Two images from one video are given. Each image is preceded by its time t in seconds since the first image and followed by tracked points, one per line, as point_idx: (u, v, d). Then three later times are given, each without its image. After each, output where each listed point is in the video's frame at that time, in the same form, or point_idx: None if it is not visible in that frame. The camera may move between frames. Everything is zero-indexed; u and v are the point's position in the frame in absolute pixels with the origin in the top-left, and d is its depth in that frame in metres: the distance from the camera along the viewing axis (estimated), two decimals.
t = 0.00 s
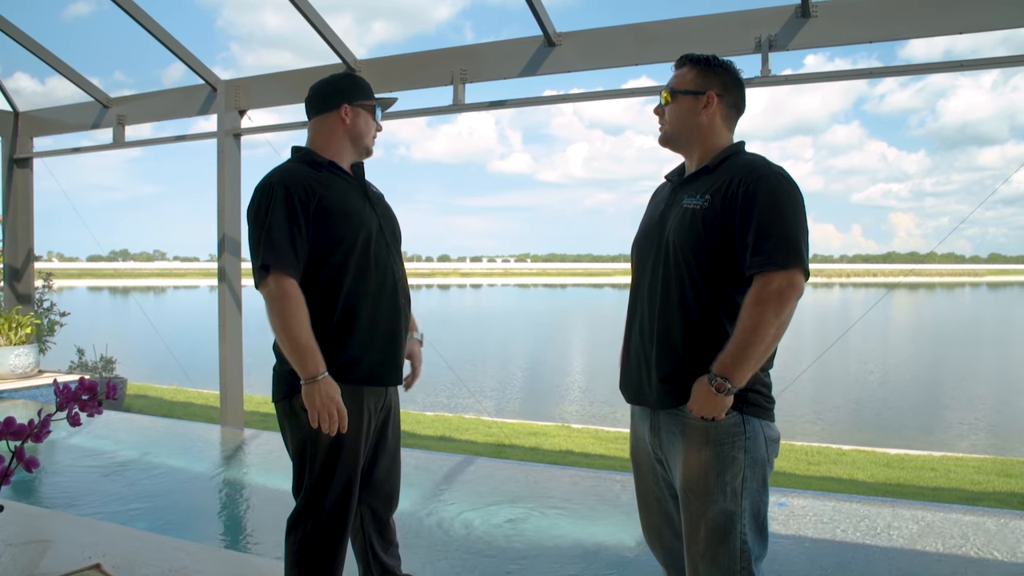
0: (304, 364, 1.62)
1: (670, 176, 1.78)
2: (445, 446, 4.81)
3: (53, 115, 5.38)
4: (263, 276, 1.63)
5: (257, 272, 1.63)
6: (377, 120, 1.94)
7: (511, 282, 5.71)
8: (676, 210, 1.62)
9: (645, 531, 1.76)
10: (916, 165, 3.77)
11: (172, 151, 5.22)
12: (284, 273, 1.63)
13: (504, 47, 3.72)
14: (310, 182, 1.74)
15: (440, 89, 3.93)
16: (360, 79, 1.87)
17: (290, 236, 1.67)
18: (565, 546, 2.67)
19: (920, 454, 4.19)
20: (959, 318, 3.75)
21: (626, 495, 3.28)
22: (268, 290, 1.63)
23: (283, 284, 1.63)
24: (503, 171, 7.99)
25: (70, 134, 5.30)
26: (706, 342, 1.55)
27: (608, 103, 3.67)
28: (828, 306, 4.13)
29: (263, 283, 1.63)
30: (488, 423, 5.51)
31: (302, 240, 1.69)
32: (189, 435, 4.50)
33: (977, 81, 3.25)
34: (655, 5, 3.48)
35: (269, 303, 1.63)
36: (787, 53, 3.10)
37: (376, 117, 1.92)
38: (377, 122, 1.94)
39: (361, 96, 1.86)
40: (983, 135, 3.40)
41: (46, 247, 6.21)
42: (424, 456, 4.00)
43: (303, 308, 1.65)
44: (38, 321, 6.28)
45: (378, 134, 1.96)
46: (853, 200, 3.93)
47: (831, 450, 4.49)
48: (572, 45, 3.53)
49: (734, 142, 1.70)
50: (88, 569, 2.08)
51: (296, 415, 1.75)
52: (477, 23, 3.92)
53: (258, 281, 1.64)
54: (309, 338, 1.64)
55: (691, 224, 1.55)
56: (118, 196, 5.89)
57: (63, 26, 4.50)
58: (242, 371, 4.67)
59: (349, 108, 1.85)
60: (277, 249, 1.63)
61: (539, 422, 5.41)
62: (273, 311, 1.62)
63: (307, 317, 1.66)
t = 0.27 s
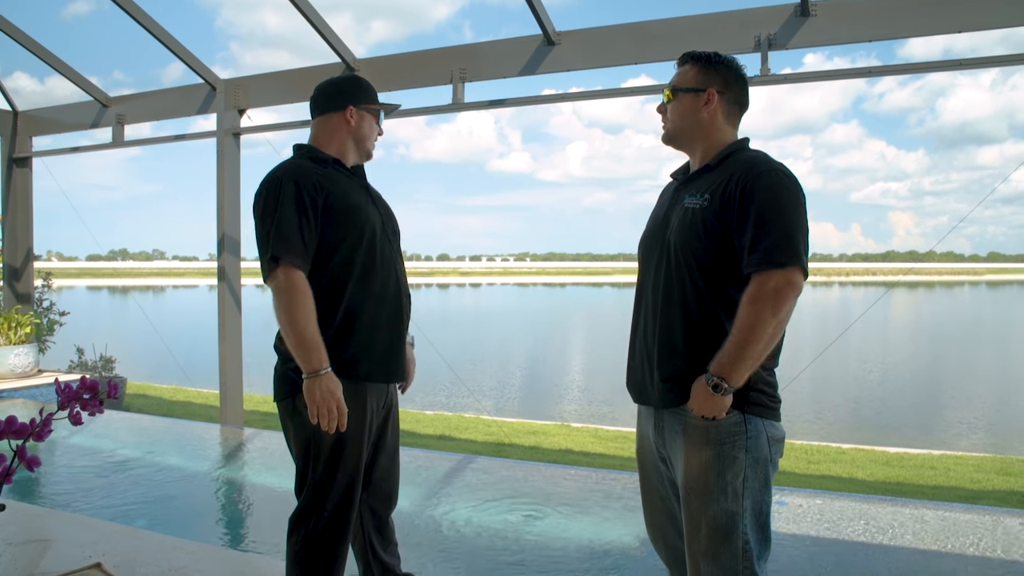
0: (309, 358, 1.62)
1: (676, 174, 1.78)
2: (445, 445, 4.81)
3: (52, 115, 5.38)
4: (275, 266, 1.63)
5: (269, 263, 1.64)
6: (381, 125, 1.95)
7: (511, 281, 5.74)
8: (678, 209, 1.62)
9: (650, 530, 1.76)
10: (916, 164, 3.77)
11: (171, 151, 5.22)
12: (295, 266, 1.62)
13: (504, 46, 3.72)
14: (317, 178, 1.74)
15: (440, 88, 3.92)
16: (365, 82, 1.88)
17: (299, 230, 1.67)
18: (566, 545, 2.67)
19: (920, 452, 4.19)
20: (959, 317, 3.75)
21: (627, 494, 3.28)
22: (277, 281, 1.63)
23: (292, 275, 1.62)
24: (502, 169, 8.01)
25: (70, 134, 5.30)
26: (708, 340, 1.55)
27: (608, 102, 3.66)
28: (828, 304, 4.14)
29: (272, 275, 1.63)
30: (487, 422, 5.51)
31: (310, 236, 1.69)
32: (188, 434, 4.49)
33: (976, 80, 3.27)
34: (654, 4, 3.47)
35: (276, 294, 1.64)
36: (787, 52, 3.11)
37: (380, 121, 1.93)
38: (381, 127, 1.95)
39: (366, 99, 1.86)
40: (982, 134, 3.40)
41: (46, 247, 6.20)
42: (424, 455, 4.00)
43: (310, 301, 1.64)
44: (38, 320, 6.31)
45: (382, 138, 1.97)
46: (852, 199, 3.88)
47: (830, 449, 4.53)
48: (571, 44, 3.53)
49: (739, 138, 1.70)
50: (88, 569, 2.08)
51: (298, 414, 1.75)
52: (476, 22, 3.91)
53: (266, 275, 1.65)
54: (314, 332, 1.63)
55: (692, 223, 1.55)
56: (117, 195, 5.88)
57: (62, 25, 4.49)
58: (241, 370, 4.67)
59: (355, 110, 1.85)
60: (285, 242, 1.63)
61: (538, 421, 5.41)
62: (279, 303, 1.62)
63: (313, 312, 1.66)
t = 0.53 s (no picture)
0: (319, 353, 1.62)
1: (681, 173, 1.78)
2: (443, 445, 4.81)
3: (50, 114, 5.37)
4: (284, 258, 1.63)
5: (278, 258, 1.64)
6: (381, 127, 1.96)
7: (507, 282, 5.56)
8: (680, 208, 1.62)
9: (650, 529, 1.76)
10: (914, 163, 3.71)
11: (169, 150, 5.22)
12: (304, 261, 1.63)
13: (502, 46, 3.72)
14: (325, 175, 1.74)
15: (438, 88, 3.92)
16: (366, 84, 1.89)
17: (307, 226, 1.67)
18: (565, 545, 2.67)
19: (917, 451, 4.21)
20: (958, 317, 3.76)
21: (625, 494, 3.28)
22: (286, 276, 1.62)
23: (300, 271, 1.63)
24: (499, 169, 8.03)
25: (67, 133, 5.28)
26: (708, 340, 1.56)
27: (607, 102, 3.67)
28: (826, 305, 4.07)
29: (280, 275, 1.63)
30: (485, 422, 5.51)
31: (319, 231, 1.69)
32: (186, 434, 4.49)
33: (974, 80, 3.29)
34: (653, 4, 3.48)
35: (283, 289, 1.63)
36: (785, 51, 3.11)
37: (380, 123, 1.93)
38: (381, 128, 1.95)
39: (367, 100, 1.87)
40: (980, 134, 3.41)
41: (43, 246, 6.18)
42: (422, 454, 4.00)
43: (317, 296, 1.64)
44: (35, 319, 6.29)
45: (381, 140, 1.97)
46: (850, 199, 3.85)
47: (828, 449, 4.54)
48: (570, 44, 3.53)
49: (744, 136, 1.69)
50: (86, 569, 2.07)
51: (297, 413, 1.75)
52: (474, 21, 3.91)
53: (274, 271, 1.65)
54: (323, 326, 1.63)
55: (693, 223, 1.55)
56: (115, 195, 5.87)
57: (60, 24, 4.49)
58: (240, 370, 4.66)
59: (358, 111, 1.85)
60: (293, 238, 1.64)
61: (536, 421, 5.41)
62: (289, 299, 1.62)
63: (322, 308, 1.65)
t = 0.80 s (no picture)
0: (327, 355, 1.62)
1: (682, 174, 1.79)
2: (440, 447, 4.81)
3: (45, 117, 5.36)
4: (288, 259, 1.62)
5: (280, 259, 1.63)
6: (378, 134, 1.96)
7: (505, 283, 5.66)
8: (679, 210, 1.62)
9: (650, 529, 1.76)
10: (908, 164, 3.82)
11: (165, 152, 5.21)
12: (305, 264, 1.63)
13: (498, 48, 3.73)
14: (327, 177, 1.74)
15: (434, 90, 3.93)
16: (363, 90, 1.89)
17: (307, 227, 1.66)
18: (563, 547, 2.67)
19: (913, 452, 4.22)
20: (955, 319, 3.73)
21: (623, 495, 3.28)
22: (287, 277, 1.62)
23: (304, 272, 1.62)
24: (496, 170, 7.97)
25: (63, 136, 5.27)
26: (706, 342, 1.56)
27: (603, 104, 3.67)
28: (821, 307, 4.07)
29: (282, 278, 1.63)
30: (483, 423, 5.51)
31: (321, 232, 1.69)
32: (183, 437, 4.48)
33: (968, 81, 3.28)
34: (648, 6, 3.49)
35: (286, 291, 1.63)
36: (780, 53, 3.12)
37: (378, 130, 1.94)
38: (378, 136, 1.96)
39: (365, 107, 1.88)
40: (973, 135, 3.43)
41: (39, 249, 6.17)
42: (419, 456, 4.00)
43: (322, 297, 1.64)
44: (30, 323, 6.27)
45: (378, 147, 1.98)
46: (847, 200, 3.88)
47: (825, 450, 4.56)
48: (565, 46, 3.54)
49: (744, 137, 1.69)
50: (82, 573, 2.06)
51: (295, 416, 1.75)
52: (469, 24, 3.92)
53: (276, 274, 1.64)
54: (333, 329, 1.63)
55: (690, 225, 1.55)
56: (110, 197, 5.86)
57: (55, 27, 4.48)
58: (236, 373, 4.66)
59: (358, 116, 1.86)
60: (295, 238, 1.64)
61: (534, 422, 5.41)
62: (295, 303, 1.61)
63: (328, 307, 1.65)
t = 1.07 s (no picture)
0: (328, 352, 1.62)
1: (684, 173, 1.78)
2: (440, 445, 4.82)
3: (43, 116, 5.35)
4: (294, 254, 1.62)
5: (287, 255, 1.63)
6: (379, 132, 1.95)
7: (504, 282, 5.57)
8: (680, 208, 1.62)
9: (651, 528, 1.77)
10: (907, 163, 3.87)
11: (163, 151, 5.20)
12: (313, 260, 1.63)
13: (497, 47, 3.72)
14: (331, 174, 1.74)
15: (434, 88, 3.93)
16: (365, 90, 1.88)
17: (312, 223, 1.66)
18: (562, 545, 2.67)
19: (913, 451, 4.22)
20: (953, 317, 3.75)
21: (623, 494, 3.28)
22: (293, 272, 1.62)
23: (310, 268, 1.62)
24: (495, 170, 8.14)
25: (61, 135, 5.26)
26: (707, 340, 1.56)
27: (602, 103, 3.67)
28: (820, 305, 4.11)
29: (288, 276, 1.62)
30: (482, 422, 5.50)
31: (326, 229, 1.69)
32: (182, 436, 4.47)
33: (967, 80, 3.27)
34: (647, 5, 3.49)
35: (290, 288, 1.63)
36: (780, 51, 3.12)
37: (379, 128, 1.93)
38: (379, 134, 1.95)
39: (366, 106, 1.87)
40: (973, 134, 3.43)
41: (37, 248, 6.15)
42: (418, 455, 4.00)
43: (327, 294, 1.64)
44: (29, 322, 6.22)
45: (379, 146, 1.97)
46: (846, 199, 3.90)
47: (825, 448, 4.57)
48: (565, 44, 3.53)
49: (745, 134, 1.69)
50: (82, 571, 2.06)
51: (297, 415, 1.75)
52: (468, 22, 3.92)
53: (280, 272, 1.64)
54: (334, 326, 1.63)
55: (691, 223, 1.55)
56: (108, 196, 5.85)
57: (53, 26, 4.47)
58: (235, 372, 4.65)
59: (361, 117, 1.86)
60: (302, 235, 1.63)
61: (533, 421, 5.41)
62: (300, 297, 1.61)
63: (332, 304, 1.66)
